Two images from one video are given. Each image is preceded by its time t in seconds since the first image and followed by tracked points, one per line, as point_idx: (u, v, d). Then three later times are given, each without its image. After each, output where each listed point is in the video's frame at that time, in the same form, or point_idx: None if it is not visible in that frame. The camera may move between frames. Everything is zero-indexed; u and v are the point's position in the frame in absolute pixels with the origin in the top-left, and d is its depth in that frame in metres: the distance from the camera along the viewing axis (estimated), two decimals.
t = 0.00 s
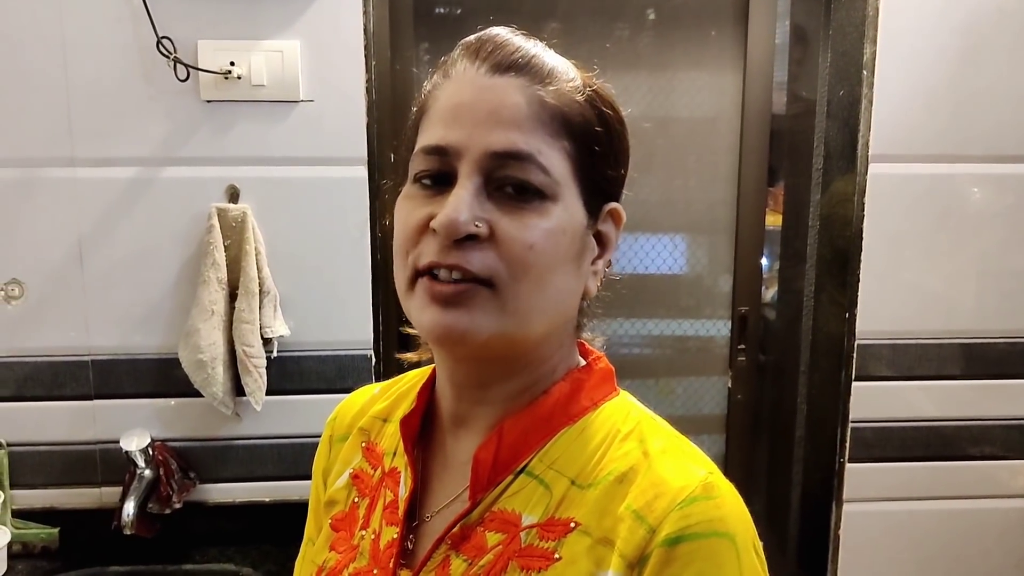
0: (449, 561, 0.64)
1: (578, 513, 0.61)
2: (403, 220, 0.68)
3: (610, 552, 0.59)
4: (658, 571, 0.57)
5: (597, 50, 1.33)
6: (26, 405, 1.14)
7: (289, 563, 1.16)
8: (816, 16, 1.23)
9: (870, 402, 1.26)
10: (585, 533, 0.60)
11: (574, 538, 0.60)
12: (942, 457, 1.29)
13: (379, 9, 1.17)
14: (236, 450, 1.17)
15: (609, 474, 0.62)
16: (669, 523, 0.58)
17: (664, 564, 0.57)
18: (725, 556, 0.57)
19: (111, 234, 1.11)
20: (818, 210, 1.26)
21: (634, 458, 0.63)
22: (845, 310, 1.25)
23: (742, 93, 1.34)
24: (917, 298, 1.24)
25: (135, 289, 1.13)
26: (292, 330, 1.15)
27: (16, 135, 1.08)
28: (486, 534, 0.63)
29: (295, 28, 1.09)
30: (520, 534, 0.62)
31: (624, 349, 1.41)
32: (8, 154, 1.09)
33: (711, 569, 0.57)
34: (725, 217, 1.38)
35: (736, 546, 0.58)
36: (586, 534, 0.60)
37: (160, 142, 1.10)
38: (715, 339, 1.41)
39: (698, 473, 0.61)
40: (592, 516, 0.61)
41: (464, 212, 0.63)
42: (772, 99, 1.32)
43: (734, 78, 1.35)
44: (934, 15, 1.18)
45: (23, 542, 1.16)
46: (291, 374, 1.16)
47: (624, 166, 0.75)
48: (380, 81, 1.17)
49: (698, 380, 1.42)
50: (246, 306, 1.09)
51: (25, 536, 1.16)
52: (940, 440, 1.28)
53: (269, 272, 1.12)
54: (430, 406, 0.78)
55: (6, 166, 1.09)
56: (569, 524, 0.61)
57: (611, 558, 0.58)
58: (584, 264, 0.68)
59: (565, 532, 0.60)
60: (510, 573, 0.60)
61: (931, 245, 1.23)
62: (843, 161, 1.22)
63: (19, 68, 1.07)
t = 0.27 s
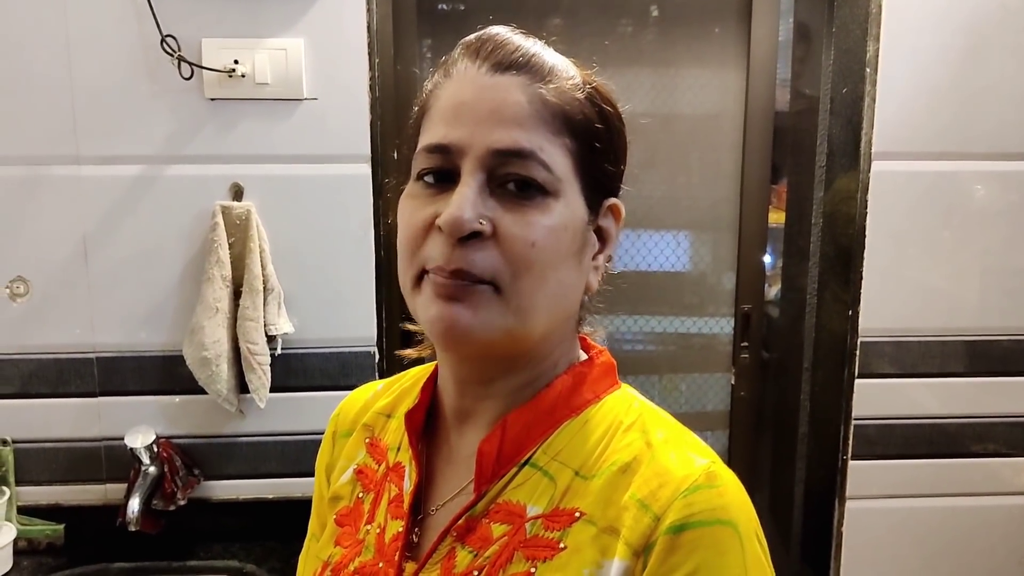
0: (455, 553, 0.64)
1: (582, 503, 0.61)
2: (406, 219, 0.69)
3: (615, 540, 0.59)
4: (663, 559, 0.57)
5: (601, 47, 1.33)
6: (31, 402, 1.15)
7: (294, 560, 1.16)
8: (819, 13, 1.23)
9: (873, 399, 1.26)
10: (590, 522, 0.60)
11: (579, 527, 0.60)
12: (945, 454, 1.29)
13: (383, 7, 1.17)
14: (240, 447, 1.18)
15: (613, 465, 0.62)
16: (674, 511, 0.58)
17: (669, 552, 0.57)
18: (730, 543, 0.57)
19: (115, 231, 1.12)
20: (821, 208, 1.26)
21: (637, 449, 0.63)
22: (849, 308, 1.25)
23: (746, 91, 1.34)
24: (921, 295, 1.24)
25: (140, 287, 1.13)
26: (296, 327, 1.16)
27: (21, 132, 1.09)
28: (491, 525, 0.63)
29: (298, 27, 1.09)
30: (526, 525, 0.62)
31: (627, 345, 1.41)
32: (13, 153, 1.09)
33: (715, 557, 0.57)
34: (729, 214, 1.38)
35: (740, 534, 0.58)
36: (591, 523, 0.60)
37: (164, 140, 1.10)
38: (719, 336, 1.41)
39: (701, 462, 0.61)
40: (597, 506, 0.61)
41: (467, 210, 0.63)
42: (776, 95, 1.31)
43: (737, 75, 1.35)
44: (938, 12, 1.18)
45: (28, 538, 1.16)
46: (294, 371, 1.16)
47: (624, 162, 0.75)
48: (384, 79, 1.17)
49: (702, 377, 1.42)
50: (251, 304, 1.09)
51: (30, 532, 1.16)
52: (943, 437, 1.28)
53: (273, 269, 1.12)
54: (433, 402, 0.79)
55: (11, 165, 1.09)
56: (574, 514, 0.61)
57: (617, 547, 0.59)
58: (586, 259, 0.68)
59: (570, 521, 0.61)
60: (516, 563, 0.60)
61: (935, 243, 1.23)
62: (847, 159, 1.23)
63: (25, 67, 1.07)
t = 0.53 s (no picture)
0: (454, 547, 0.64)
1: (580, 494, 0.61)
2: (398, 220, 0.69)
3: (613, 530, 0.59)
4: (661, 546, 0.57)
5: (603, 45, 1.33)
6: (35, 399, 1.15)
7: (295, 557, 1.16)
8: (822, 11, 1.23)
9: (874, 397, 1.27)
10: (588, 513, 0.60)
11: (577, 518, 0.60)
12: (947, 452, 1.29)
13: (385, 5, 1.17)
14: (242, 444, 1.18)
15: (608, 455, 0.63)
16: (670, 499, 0.58)
17: (667, 540, 0.57)
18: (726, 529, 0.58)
19: (118, 229, 1.12)
20: (823, 206, 1.25)
21: (632, 438, 0.63)
22: (850, 306, 1.25)
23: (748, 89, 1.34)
24: (922, 293, 1.24)
25: (143, 284, 1.13)
26: (298, 325, 1.16)
27: (24, 130, 1.09)
28: (490, 518, 0.64)
29: (301, 25, 1.09)
30: (524, 517, 0.62)
31: (628, 343, 1.42)
32: (17, 150, 1.09)
33: (712, 543, 0.57)
34: (731, 212, 1.38)
35: (736, 520, 0.58)
36: (588, 514, 0.60)
37: (167, 138, 1.10)
38: (721, 334, 1.41)
39: (695, 450, 0.61)
40: (594, 497, 0.61)
41: (458, 208, 0.63)
42: (778, 93, 1.31)
43: (739, 73, 1.34)
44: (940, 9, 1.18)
45: (32, 535, 1.17)
46: (296, 369, 1.17)
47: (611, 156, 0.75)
48: (386, 78, 1.18)
49: (703, 376, 1.42)
50: (253, 302, 1.10)
51: (34, 529, 1.16)
52: (945, 435, 1.29)
53: (275, 267, 1.12)
54: (428, 398, 0.79)
55: (15, 162, 1.10)
56: (572, 505, 0.61)
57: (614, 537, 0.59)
58: (576, 254, 0.68)
59: (568, 513, 0.61)
60: (516, 556, 0.60)
61: (936, 241, 1.23)
62: (848, 157, 1.23)
63: (28, 64, 1.08)
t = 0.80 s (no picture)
0: (459, 545, 0.64)
1: (584, 492, 0.61)
2: (404, 217, 0.69)
3: (617, 528, 0.59)
4: (664, 545, 0.57)
5: (609, 44, 1.33)
6: (42, 398, 1.16)
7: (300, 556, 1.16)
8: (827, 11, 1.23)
9: (880, 397, 1.26)
10: (592, 512, 0.60)
11: (581, 516, 0.60)
12: (953, 452, 1.29)
13: (390, 6, 1.18)
14: (248, 444, 1.18)
15: (612, 454, 0.63)
16: (674, 498, 0.58)
17: (670, 539, 0.57)
18: (729, 529, 0.58)
19: (125, 229, 1.12)
20: (829, 206, 1.26)
21: (635, 438, 0.63)
22: (855, 306, 1.24)
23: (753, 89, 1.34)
24: (928, 293, 1.24)
25: (149, 284, 1.14)
26: (303, 324, 1.16)
27: (30, 131, 1.10)
28: (494, 516, 0.64)
29: (307, 26, 1.10)
30: (528, 515, 0.62)
31: (634, 343, 1.41)
32: (24, 151, 1.10)
33: (715, 542, 0.57)
34: (736, 212, 1.38)
35: (739, 520, 0.58)
36: (592, 512, 0.60)
37: (173, 138, 1.11)
38: (727, 334, 1.41)
39: (698, 450, 0.62)
40: (598, 495, 0.61)
41: (464, 204, 0.63)
42: (783, 91, 1.32)
43: (744, 73, 1.34)
44: (946, 9, 1.18)
45: (39, 534, 1.17)
46: (301, 368, 1.17)
47: (616, 159, 0.75)
48: (392, 78, 1.18)
49: (709, 375, 1.42)
50: (258, 302, 1.10)
51: (41, 528, 1.16)
52: (951, 436, 1.28)
53: (280, 267, 1.13)
54: (432, 397, 0.79)
55: (22, 162, 1.10)
56: (576, 503, 0.61)
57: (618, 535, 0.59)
58: (580, 253, 0.68)
59: (572, 511, 0.61)
60: (520, 553, 0.60)
61: (942, 241, 1.23)
62: (854, 157, 1.22)
63: (35, 65, 1.08)
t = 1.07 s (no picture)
0: (471, 548, 0.63)
1: (599, 496, 0.61)
2: (410, 223, 0.68)
3: (634, 532, 0.59)
4: (683, 549, 0.57)
5: (616, 44, 1.32)
6: (47, 400, 1.15)
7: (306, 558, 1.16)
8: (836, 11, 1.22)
9: (889, 399, 1.25)
10: (607, 515, 0.60)
11: (597, 519, 0.60)
12: (963, 455, 1.28)
13: (397, 7, 1.17)
14: (254, 445, 1.18)
15: (627, 456, 0.62)
16: (691, 502, 0.58)
17: (689, 542, 0.57)
18: (747, 532, 0.58)
19: (131, 229, 1.12)
20: (837, 207, 1.26)
21: (650, 440, 0.63)
22: (865, 307, 1.24)
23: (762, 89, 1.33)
24: (938, 295, 1.23)
25: (154, 285, 1.13)
26: (309, 326, 1.16)
27: (36, 131, 1.09)
28: (507, 520, 0.63)
29: (313, 26, 1.09)
30: (542, 519, 0.61)
31: (642, 344, 1.41)
32: (30, 151, 1.10)
33: (734, 545, 0.57)
34: (744, 213, 1.37)
35: (757, 523, 0.58)
36: (608, 516, 0.60)
37: (179, 138, 1.10)
38: (735, 335, 1.40)
39: (714, 453, 0.61)
40: (613, 499, 0.60)
41: (470, 210, 0.62)
42: (792, 93, 1.31)
43: (752, 73, 1.34)
44: (956, 8, 1.17)
45: (44, 536, 1.16)
46: (307, 370, 1.17)
47: (622, 157, 0.75)
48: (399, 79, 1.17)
49: (716, 377, 1.41)
50: (265, 303, 1.09)
51: (46, 530, 1.16)
52: (961, 438, 1.27)
53: (286, 269, 1.12)
54: (441, 399, 0.78)
55: (28, 163, 1.10)
56: (591, 507, 0.60)
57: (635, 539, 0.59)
58: (588, 255, 0.68)
59: (587, 515, 0.60)
60: (535, 557, 0.60)
61: (952, 242, 1.22)
62: (864, 157, 1.22)
63: (40, 65, 1.08)
